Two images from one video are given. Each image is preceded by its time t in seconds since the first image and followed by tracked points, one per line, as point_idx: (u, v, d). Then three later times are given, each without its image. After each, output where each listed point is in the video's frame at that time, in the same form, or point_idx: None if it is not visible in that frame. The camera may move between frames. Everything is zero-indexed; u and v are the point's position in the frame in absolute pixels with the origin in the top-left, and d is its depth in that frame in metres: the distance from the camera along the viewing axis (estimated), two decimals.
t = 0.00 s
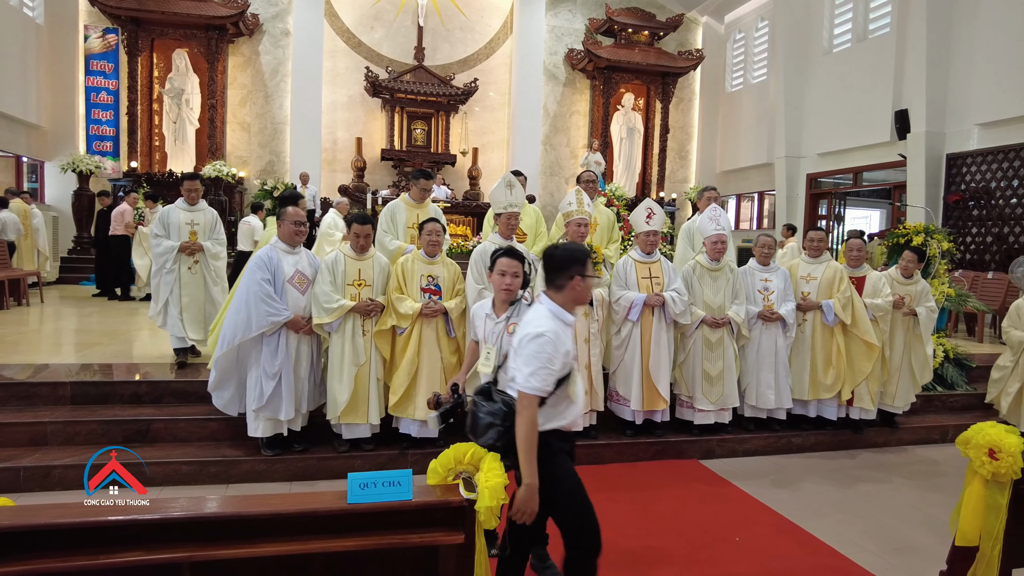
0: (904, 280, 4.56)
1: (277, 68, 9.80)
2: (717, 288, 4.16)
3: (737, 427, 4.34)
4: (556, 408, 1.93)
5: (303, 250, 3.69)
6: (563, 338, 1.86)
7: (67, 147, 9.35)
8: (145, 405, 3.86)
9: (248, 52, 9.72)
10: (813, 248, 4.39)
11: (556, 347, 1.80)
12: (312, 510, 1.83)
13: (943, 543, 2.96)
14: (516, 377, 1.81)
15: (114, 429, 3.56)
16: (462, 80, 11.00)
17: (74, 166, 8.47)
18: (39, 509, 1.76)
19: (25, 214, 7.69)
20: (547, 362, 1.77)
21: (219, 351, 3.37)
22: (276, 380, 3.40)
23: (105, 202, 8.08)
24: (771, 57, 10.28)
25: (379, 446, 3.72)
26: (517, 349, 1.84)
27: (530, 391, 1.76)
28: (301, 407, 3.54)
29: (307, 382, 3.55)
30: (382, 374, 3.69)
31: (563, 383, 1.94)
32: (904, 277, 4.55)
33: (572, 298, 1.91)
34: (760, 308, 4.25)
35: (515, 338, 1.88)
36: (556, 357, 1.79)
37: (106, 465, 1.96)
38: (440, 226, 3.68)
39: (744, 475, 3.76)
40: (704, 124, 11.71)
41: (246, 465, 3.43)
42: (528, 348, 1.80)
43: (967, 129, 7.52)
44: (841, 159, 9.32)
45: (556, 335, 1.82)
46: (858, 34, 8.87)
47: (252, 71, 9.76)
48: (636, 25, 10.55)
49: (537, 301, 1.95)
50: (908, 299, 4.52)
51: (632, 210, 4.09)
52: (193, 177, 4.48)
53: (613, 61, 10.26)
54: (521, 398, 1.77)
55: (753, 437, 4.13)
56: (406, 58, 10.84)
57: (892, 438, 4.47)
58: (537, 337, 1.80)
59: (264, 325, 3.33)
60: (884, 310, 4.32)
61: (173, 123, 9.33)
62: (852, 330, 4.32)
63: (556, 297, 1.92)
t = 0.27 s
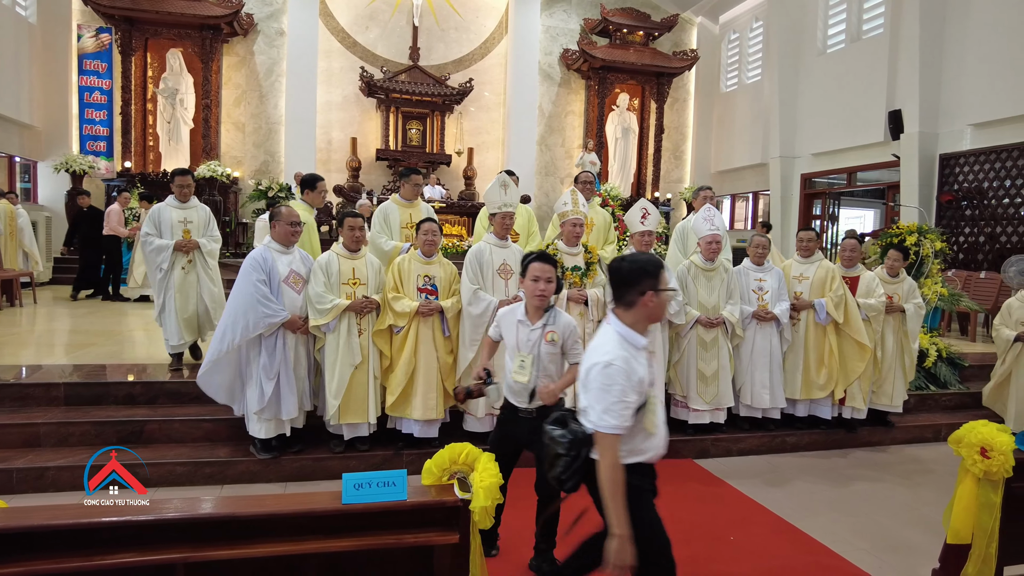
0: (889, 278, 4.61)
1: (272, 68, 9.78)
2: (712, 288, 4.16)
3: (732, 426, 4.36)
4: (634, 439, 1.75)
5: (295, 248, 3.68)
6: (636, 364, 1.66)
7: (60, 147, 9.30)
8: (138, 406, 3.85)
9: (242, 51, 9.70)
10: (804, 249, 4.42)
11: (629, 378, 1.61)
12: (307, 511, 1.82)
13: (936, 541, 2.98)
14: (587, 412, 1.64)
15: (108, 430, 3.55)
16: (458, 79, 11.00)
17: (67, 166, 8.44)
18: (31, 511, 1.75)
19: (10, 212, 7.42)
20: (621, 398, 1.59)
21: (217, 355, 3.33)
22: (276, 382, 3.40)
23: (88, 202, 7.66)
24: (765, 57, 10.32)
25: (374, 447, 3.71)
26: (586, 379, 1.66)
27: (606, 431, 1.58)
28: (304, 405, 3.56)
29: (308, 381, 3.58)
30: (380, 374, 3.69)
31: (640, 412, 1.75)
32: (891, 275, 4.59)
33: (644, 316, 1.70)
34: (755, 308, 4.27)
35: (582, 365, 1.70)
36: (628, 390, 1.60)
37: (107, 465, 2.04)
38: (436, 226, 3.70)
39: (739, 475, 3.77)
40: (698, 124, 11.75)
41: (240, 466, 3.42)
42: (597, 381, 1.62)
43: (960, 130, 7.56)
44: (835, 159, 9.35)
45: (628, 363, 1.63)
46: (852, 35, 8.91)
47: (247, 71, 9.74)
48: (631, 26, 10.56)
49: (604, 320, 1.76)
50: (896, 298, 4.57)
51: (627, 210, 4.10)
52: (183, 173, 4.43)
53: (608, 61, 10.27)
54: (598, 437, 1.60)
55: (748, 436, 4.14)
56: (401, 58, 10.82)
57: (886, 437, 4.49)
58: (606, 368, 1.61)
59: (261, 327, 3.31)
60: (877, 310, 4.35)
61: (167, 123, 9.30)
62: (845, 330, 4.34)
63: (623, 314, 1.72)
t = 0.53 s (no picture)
0: (883, 277, 4.62)
1: (267, 67, 9.76)
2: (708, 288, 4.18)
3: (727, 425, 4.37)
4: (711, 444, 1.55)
5: (286, 248, 3.67)
6: (704, 359, 1.48)
7: (54, 146, 9.26)
8: (134, 407, 3.84)
9: (238, 51, 9.67)
10: (797, 249, 4.43)
11: (696, 374, 1.44)
12: (302, 511, 1.82)
13: (930, 540, 2.99)
14: (655, 414, 1.47)
15: (103, 431, 3.54)
16: (453, 79, 10.99)
17: (61, 166, 8.41)
18: (24, 513, 1.73)
19: None
20: (690, 396, 1.41)
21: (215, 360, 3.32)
22: (275, 383, 3.39)
23: (71, 199, 7.57)
24: (760, 57, 10.34)
25: (370, 447, 3.71)
26: (650, 379, 1.48)
27: (677, 435, 1.40)
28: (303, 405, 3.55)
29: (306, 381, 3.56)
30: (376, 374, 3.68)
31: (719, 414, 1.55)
32: (885, 274, 4.60)
33: (716, 307, 1.51)
34: (751, 307, 4.27)
35: (643, 364, 1.53)
36: (699, 387, 1.43)
37: (107, 465, 2.06)
38: (433, 226, 3.72)
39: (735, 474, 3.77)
40: (694, 124, 11.77)
41: (236, 466, 3.41)
42: (662, 379, 1.45)
43: (954, 130, 7.59)
44: (831, 159, 9.37)
45: (694, 357, 1.46)
46: (847, 35, 8.93)
47: (242, 71, 9.72)
48: (627, 26, 10.57)
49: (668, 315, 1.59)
50: (889, 296, 4.58)
51: (622, 210, 4.09)
52: (183, 171, 4.27)
53: (604, 61, 10.28)
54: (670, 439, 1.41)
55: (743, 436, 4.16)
56: (397, 57, 10.81)
57: (881, 436, 4.50)
58: (668, 365, 1.44)
59: (257, 328, 3.30)
60: (871, 310, 4.37)
61: (162, 122, 9.27)
62: (839, 329, 4.35)
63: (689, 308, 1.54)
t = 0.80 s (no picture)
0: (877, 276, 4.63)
1: (262, 66, 9.73)
2: (703, 288, 4.19)
3: (722, 425, 4.38)
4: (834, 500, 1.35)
5: (277, 248, 3.67)
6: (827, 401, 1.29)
7: (47, 146, 9.21)
8: (128, 407, 3.82)
9: (233, 50, 9.65)
10: (789, 248, 4.45)
11: (822, 419, 1.25)
12: (298, 511, 1.81)
13: (924, 538, 3.01)
14: (778, 468, 1.27)
15: (97, 432, 3.52)
16: (449, 79, 10.98)
17: (55, 165, 8.36)
18: (17, 514, 1.72)
19: None
20: (822, 444, 1.21)
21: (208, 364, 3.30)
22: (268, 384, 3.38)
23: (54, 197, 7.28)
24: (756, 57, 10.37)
25: (366, 447, 3.70)
26: (772, 426, 1.28)
27: (810, 492, 1.20)
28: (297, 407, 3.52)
29: (300, 383, 3.54)
30: (371, 375, 3.67)
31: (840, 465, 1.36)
32: (880, 273, 4.63)
33: (832, 341, 1.33)
34: (745, 307, 4.29)
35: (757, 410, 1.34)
36: (827, 435, 1.23)
37: (107, 465, 2.17)
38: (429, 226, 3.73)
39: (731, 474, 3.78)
40: (689, 124, 11.79)
41: (231, 467, 3.40)
42: (782, 427, 1.26)
43: (948, 130, 7.63)
44: (825, 159, 9.40)
45: (816, 401, 1.26)
46: (842, 36, 8.96)
47: (237, 70, 9.69)
48: (623, 26, 10.58)
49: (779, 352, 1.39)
50: (882, 295, 4.59)
51: (618, 211, 4.11)
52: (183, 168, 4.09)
53: (599, 61, 10.28)
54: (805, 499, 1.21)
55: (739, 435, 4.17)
56: (392, 57, 10.80)
57: (875, 435, 4.52)
58: (789, 411, 1.25)
59: (250, 330, 3.29)
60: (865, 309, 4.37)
61: (157, 122, 9.24)
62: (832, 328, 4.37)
63: (806, 342, 1.36)
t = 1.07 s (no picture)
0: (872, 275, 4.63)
1: (258, 66, 9.72)
2: (699, 287, 4.20)
3: (718, 424, 4.38)
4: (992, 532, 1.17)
5: (274, 247, 3.66)
6: (991, 410, 1.12)
7: (42, 146, 9.17)
8: (123, 408, 3.81)
9: (228, 50, 9.63)
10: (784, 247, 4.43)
11: (979, 437, 1.08)
12: (294, 512, 1.81)
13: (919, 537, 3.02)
14: (908, 481, 1.15)
15: (92, 432, 3.51)
16: (445, 79, 10.98)
17: (49, 165, 8.33)
18: (11, 516, 1.71)
19: None
20: (967, 462, 1.07)
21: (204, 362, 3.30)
22: (263, 381, 3.37)
23: (35, 195, 6.94)
24: (751, 58, 10.40)
25: (363, 447, 3.70)
26: (906, 435, 1.15)
27: (937, 512, 1.08)
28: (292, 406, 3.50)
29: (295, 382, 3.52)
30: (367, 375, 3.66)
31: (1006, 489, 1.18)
32: (873, 273, 4.61)
33: (991, 345, 1.17)
34: (741, 307, 4.29)
35: (897, 415, 1.21)
36: (979, 454, 1.08)
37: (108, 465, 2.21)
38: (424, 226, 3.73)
39: (727, 473, 3.78)
40: (685, 125, 11.80)
41: (227, 467, 3.39)
42: (918, 437, 1.14)
43: (943, 131, 7.66)
44: (821, 159, 9.43)
45: (974, 413, 1.10)
46: (837, 36, 8.99)
47: (233, 70, 9.67)
48: (619, 26, 10.58)
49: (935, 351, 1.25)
50: (881, 294, 4.57)
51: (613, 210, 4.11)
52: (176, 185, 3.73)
53: (596, 61, 10.29)
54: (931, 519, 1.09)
55: (735, 435, 4.18)
56: (388, 57, 10.78)
57: (870, 434, 4.54)
58: (930, 420, 1.11)
59: (246, 326, 3.29)
60: (861, 308, 4.38)
61: (152, 121, 9.21)
62: (826, 326, 4.36)
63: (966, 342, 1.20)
